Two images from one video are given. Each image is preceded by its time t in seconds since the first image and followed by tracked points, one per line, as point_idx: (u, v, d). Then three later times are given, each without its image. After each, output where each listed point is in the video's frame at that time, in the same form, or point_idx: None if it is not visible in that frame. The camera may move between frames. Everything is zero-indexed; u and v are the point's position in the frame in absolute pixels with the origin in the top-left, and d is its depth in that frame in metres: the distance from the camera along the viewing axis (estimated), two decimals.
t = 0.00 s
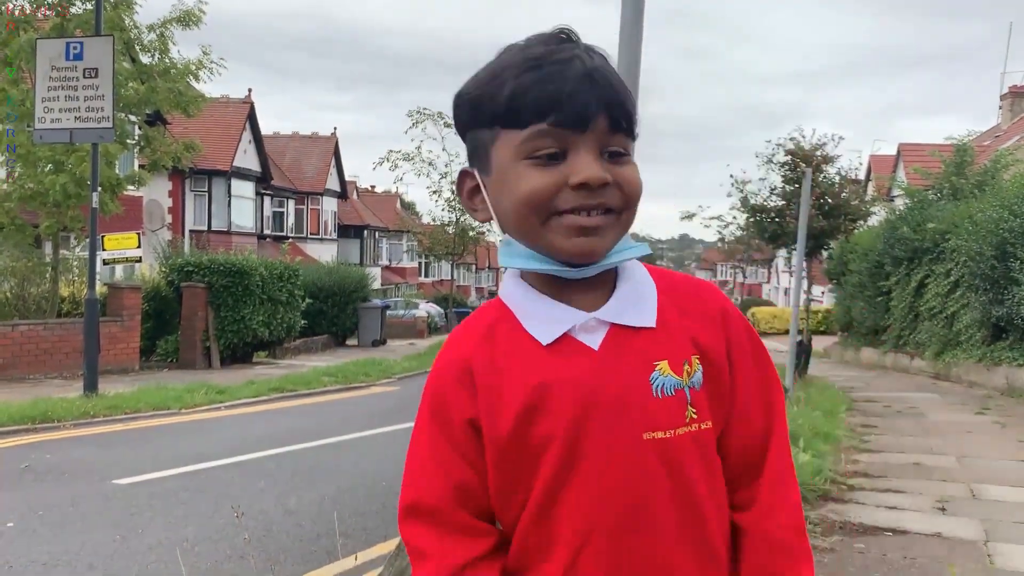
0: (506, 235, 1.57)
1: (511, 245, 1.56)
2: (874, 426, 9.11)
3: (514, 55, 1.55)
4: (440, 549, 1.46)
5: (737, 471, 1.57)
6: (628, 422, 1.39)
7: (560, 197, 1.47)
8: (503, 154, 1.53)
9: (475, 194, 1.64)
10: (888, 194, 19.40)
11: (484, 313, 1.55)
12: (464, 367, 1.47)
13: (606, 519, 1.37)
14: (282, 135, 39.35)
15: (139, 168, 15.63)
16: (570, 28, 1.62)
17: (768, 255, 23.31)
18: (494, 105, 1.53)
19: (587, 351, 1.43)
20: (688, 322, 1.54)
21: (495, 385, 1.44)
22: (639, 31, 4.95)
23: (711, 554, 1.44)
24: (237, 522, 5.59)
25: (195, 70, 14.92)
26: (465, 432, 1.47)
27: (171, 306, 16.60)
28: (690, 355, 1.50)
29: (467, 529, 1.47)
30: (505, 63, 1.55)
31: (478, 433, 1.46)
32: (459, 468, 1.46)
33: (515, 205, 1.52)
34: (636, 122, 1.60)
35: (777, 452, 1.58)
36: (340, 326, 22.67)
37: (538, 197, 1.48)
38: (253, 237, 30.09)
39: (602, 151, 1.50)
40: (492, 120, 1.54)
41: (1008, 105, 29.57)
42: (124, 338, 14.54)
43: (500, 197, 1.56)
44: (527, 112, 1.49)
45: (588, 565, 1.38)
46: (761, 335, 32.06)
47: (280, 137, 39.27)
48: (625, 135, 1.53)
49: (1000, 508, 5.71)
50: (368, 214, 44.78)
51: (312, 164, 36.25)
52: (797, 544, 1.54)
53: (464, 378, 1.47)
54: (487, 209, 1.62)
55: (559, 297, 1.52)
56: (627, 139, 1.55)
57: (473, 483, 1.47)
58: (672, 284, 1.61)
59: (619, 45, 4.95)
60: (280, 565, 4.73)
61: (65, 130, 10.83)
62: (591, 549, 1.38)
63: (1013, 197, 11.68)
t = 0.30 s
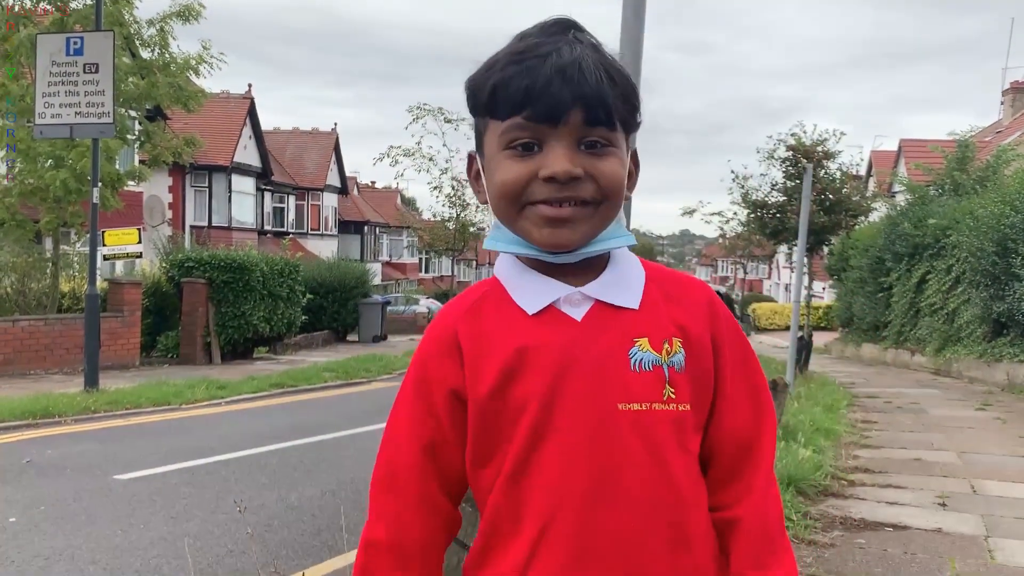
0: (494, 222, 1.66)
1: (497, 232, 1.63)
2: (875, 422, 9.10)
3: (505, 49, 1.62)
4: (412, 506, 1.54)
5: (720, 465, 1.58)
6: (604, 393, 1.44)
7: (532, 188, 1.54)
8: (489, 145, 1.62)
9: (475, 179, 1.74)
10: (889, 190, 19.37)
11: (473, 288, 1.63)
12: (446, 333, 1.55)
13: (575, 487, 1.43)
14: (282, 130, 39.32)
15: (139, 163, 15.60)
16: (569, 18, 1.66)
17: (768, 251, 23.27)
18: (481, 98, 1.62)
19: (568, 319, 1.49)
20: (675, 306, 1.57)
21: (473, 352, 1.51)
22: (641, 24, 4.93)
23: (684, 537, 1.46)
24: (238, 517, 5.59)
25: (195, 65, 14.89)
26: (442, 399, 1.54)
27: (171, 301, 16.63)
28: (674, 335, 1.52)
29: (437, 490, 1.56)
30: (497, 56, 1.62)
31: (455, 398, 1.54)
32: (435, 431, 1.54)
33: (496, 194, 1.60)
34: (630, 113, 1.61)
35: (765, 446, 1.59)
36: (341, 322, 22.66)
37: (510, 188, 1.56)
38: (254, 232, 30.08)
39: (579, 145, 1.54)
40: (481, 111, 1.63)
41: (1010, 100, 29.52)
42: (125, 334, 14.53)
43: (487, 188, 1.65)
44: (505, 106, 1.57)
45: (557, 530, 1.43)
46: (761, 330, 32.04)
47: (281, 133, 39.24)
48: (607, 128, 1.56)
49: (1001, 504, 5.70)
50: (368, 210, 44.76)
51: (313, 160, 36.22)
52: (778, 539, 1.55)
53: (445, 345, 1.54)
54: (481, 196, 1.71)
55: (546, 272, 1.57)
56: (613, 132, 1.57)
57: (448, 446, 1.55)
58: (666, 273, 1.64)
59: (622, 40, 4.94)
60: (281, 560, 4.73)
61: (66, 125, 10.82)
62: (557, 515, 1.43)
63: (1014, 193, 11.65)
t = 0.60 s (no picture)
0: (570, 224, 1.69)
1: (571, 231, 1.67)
2: (868, 417, 9.10)
3: (557, 58, 1.66)
4: (469, 471, 1.59)
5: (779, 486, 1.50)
6: (655, 386, 1.44)
7: (588, 191, 1.56)
8: (552, 153, 1.67)
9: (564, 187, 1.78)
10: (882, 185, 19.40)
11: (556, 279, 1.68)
12: (522, 310, 1.61)
13: (614, 474, 1.43)
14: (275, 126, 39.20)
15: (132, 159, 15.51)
16: (619, 19, 1.65)
17: (761, 247, 23.29)
18: (541, 110, 1.67)
19: (629, 311, 1.50)
20: (743, 311, 1.52)
21: (540, 331, 1.57)
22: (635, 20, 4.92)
23: (721, 544, 1.42)
24: (230, 514, 5.58)
25: (187, 60, 14.81)
26: (509, 372, 1.59)
27: (163, 298, 16.59)
28: (739, 340, 1.49)
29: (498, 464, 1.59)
30: (550, 68, 1.67)
31: (520, 373, 1.58)
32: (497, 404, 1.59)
33: (561, 200, 1.64)
34: (687, 106, 1.58)
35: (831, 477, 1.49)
36: (335, 318, 22.62)
37: (569, 193, 1.59)
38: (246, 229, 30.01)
39: (630, 144, 1.55)
40: (544, 122, 1.68)
41: (1003, 96, 29.56)
42: (117, 331, 14.48)
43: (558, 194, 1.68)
44: (556, 115, 1.61)
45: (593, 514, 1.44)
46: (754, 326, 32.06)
47: (274, 129, 39.14)
48: (658, 123, 1.54)
49: (993, 499, 5.71)
50: (361, 207, 44.68)
51: (305, 156, 36.15)
52: None
53: (520, 323, 1.60)
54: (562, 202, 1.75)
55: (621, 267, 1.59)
56: (666, 127, 1.55)
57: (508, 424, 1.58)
58: (745, 277, 1.59)
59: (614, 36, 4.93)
60: (273, 557, 4.73)
61: (57, 121, 10.76)
62: (594, 499, 1.43)
63: (1006, 189, 11.66)
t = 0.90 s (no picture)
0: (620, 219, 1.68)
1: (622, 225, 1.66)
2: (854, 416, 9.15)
3: (621, 60, 1.67)
4: (507, 458, 1.61)
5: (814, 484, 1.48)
6: (690, 374, 1.44)
7: (643, 185, 1.55)
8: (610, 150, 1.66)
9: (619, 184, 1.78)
10: (868, 186, 19.50)
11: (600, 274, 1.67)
12: (561, 299, 1.62)
13: (647, 462, 1.43)
14: (262, 126, 39.09)
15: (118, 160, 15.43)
16: (681, 20, 1.66)
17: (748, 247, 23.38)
18: (602, 109, 1.67)
19: (667, 300, 1.50)
20: (782, 307, 1.51)
21: (580, 320, 1.57)
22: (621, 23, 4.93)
23: (753, 535, 1.41)
24: (217, 515, 5.56)
25: (173, 60, 14.74)
26: (547, 360, 1.60)
27: (149, 299, 16.50)
28: (777, 334, 1.48)
29: (537, 453, 1.59)
30: (614, 69, 1.67)
31: (558, 363, 1.58)
32: (537, 392, 1.60)
33: (615, 195, 1.63)
34: (747, 107, 1.57)
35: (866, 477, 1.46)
36: (322, 319, 22.55)
37: (625, 188, 1.58)
38: (233, 229, 29.90)
39: (687, 141, 1.54)
40: (603, 121, 1.68)
41: (987, 98, 29.75)
42: (103, 332, 14.39)
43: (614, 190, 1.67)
44: (616, 112, 1.60)
45: (626, 502, 1.44)
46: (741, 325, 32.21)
47: (260, 129, 39.02)
48: (716, 123, 1.53)
49: (978, 497, 5.75)
50: (349, 207, 44.60)
51: (292, 156, 36.06)
52: None
53: (558, 312, 1.60)
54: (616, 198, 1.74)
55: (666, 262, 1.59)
56: (725, 127, 1.54)
57: (547, 414, 1.59)
58: (787, 279, 1.57)
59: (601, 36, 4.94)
60: (259, 558, 4.71)
61: (41, 120, 10.70)
62: (625, 486, 1.44)
63: (991, 189, 11.75)
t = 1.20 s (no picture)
0: (595, 228, 1.71)
1: (597, 235, 1.69)
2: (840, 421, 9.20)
3: (615, 75, 1.71)
4: (485, 484, 1.61)
5: (786, 495, 1.55)
6: (671, 392, 1.48)
7: (626, 196, 1.59)
8: (594, 158, 1.70)
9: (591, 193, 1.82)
10: (854, 192, 19.62)
11: (571, 293, 1.70)
12: (536, 323, 1.63)
13: (635, 480, 1.45)
14: (250, 131, 38.99)
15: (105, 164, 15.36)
16: (677, 45, 1.72)
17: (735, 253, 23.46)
18: (590, 118, 1.70)
19: (642, 319, 1.55)
20: (750, 326, 1.58)
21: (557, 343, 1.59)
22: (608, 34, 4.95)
23: (738, 546, 1.45)
24: (204, 522, 5.55)
25: (160, 64, 14.71)
26: (523, 385, 1.61)
27: (136, 304, 16.44)
28: (748, 352, 1.54)
29: (512, 478, 1.60)
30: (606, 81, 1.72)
31: (534, 387, 1.60)
32: (513, 416, 1.61)
33: (596, 202, 1.66)
34: (730, 135, 1.64)
35: (834, 489, 1.54)
36: (310, 324, 22.49)
37: (608, 195, 1.61)
38: (221, 233, 29.80)
39: (672, 159, 1.59)
40: (590, 130, 1.71)
41: (970, 104, 30.01)
42: (89, 337, 14.31)
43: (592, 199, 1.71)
44: (606, 121, 1.64)
45: (615, 520, 1.46)
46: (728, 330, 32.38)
47: (248, 133, 38.91)
48: (702, 144, 1.59)
49: (962, 502, 5.80)
50: (337, 211, 44.53)
51: (280, 160, 35.99)
52: None
53: (534, 334, 1.63)
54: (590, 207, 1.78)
55: (637, 279, 1.63)
56: (708, 150, 1.60)
57: (523, 437, 1.60)
58: (751, 301, 1.63)
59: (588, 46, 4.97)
60: (246, 566, 4.70)
61: (28, 125, 10.64)
62: (615, 501, 1.46)
63: (975, 196, 11.85)
